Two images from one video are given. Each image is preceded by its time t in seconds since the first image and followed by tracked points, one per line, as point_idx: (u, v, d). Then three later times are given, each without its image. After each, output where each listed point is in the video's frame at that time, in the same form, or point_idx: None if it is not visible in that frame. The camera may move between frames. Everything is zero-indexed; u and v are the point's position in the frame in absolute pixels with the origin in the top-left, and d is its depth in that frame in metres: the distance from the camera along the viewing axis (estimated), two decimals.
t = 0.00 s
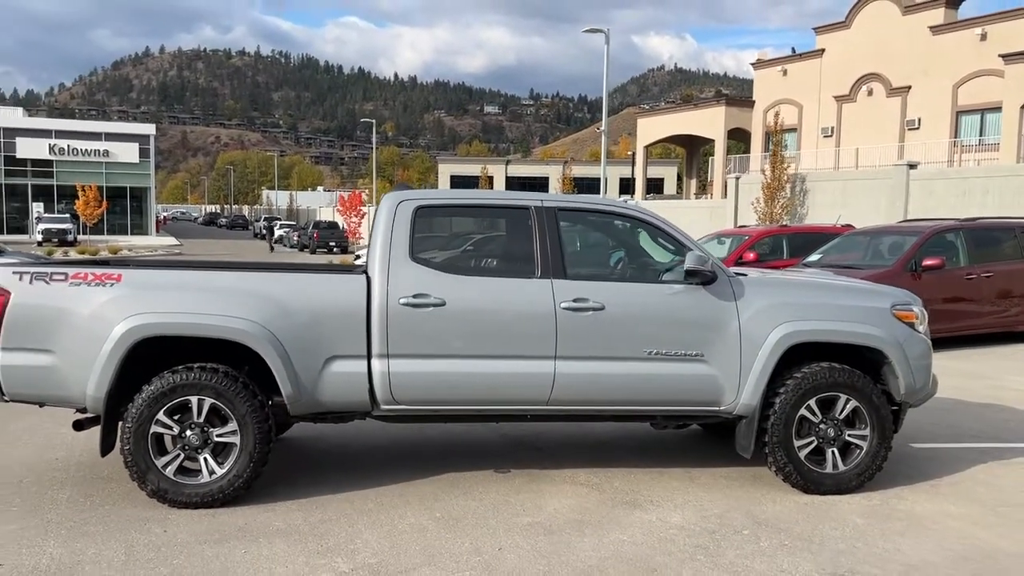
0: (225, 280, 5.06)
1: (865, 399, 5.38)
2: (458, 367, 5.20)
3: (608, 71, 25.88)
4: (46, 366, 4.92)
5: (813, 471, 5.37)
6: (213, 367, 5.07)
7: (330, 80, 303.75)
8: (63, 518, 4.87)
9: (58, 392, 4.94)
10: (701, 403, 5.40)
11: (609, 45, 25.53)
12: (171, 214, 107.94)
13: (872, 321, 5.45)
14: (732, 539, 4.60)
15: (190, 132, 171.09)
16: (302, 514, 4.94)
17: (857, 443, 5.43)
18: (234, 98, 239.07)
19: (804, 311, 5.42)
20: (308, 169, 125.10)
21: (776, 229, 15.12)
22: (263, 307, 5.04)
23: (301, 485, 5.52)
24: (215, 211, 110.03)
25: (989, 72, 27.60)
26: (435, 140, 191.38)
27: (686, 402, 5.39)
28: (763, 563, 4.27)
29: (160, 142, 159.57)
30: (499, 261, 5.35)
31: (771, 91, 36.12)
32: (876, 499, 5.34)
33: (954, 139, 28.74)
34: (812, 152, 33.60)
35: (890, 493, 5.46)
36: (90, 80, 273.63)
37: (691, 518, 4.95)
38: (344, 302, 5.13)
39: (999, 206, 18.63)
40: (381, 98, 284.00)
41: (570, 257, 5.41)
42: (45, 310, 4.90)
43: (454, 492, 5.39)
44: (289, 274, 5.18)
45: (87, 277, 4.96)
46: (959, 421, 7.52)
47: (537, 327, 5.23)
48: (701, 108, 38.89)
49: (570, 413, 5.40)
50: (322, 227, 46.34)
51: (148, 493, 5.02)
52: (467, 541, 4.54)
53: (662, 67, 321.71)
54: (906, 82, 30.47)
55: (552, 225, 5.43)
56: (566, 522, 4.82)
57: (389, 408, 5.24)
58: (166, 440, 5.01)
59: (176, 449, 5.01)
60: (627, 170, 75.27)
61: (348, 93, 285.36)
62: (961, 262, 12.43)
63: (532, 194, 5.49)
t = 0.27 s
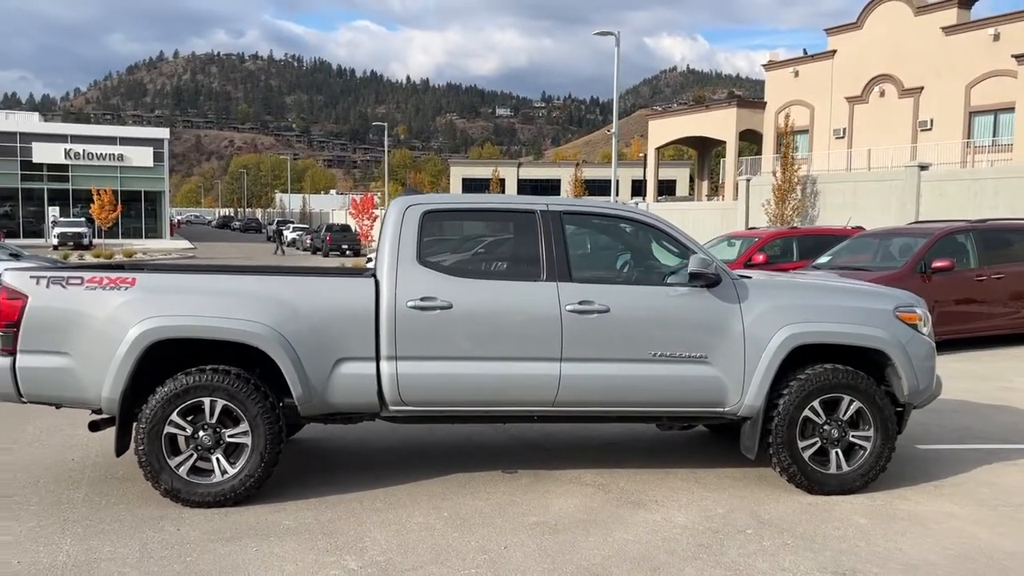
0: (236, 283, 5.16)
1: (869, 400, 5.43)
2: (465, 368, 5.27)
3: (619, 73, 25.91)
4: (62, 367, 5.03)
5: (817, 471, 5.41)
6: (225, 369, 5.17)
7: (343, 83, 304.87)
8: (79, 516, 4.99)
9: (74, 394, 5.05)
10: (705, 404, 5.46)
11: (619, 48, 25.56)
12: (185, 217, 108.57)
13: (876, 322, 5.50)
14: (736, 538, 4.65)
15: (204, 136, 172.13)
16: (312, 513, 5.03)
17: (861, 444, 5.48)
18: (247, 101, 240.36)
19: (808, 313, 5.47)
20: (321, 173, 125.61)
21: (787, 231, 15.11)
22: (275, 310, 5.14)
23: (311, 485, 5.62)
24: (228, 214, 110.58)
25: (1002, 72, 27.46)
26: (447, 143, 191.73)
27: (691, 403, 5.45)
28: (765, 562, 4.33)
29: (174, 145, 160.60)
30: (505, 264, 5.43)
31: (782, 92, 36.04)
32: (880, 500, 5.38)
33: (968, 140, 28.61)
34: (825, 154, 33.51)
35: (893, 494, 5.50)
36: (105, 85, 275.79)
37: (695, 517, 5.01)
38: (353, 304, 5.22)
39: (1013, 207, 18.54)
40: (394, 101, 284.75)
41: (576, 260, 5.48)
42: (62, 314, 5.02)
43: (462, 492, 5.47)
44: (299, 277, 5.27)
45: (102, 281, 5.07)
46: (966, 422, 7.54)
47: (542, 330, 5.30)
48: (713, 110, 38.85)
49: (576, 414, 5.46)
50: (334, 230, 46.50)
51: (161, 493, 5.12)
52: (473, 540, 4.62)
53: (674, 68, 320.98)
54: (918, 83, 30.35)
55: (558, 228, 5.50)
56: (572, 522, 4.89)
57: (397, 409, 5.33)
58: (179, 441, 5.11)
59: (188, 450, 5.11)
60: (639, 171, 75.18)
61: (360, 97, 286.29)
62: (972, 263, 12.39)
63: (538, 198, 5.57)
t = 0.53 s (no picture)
0: (250, 284, 5.23)
1: (878, 399, 5.44)
2: (476, 368, 5.33)
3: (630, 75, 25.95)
4: (80, 367, 5.12)
5: (826, 470, 5.43)
6: (239, 369, 5.24)
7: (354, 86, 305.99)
8: (96, 514, 5.07)
9: (91, 393, 5.14)
10: (714, 403, 5.49)
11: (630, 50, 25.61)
12: (199, 220, 109.23)
13: (884, 322, 5.52)
14: (745, 536, 4.68)
15: (218, 139, 173.15)
16: (325, 511, 5.09)
17: (870, 443, 5.50)
18: (260, 105, 241.62)
19: (817, 313, 5.49)
20: (333, 175, 126.09)
21: (798, 232, 15.09)
22: (288, 310, 5.21)
23: (324, 484, 5.68)
24: (241, 217, 111.17)
25: (1016, 71, 27.30)
26: (459, 146, 192.07)
27: (700, 403, 5.48)
28: (774, 559, 4.36)
29: (188, 149, 161.66)
30: (515, 265, 5.48)
31: (794, 93, 35.95)
32: (890, 499, 5.40)
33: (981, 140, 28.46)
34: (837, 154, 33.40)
35: (903, 493, 5.50)
36: (120, 90, 277.86)
37: (705, 516, 5.04)
38: (365, 305, 5.28)
39: None
40: (405, 104, 285.49)
41: (585, 261, 5.52)
42: (79, 315, 5.11)
43: (473, 490, 5.52)
44: (312, 279, 5.34)
45: (119, 282, 5.16)
46: (977, 422, 7.53)
47: (552, 329, 5.34)
48: (725, 111, 38.80)
49: (585, 413, 5.51)
50: (347, 233, 46.66)
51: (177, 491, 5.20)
52: (484, 538, 4.67)
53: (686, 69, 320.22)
54: (931, 83, 30.21)
55: (567, 229, 5.55)
56: (582, 520, 4.93)
57: (408, 408, 5.39)
58: (193, 440, 5.19)
59: (203, 449, 5.19)
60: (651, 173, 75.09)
61: (372, 99, 287.17)
62: (984, 264, 12.33)
63: (547, 199, 5.61)
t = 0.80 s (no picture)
0: (257, 285, 5.28)
1: (882, 399, 5.46)
2: (481, 367, 5.36)
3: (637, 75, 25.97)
4: (91, 367, 5.18)
5: (831, 470, 5.45)
6: (248, 369, 5.30)
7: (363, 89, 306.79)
8: (108, 512, 5.13)
9: (101, 393, 5.20)
10: (719, 403, 5.52)
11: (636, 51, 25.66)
12: (208, 223, 109.70)
13: (890, 322, 5.55)
14: (749, 535, 4.71)
15: (227, 143, 173.85)
16: (332, 510, 5.13)
17: (875, 442, 5.51)
18: (269, 108, 242.52)
19: (821, 312, 5.52)
20: (342, 178, 126.42)
21: (806, 233, 15.08)
22: (295, 311, 5.26)
23: (332, 483, 5.74)
24: (251, 220, 111.55)
25: None
26: (467, 148, 192.27)
27: (705, 403, 5.51)
28: (778, 557, 4.39)
29: (198, 152, 162.42)
30: (520, 266, 5.52)
31: (802, 94, 35.91)
32: (894, 498, 5.41)
33: (990, 140, 28.35)
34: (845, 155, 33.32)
35: (907, 493, 5.52)
36: (129, 93, 279.45)
37: (709, 514, 5.06)
38: (372, 306, 5.33)
39: None
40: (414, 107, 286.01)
41: (590, 262, 5.56)
42: (90, 316, 5.17)
43: (479, 489, 5.57)
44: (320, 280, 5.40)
45: (129, 283, 5.22)
46: (984, 422, 7.52)
47: (558, 329, 5.38)
48: (733, 112, 38.77)
49: (591, 413, 5.54)
50: (355, 235, 46.77)
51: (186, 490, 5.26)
52: (490, 536, 4.71)
53: (694, 70, 319.68)
54: (940, 83, 30.13)
55: (572, 231, 5.59)
56: (587, 518, 4.96)
57: (415, 408, 5.43)
58: (203, 439, 5.24)
59: (212, 448, 5.24)
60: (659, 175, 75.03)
61: (380, 102, 287.81)
62: (992, 265, 12.30)
63: (553, 200, 5.66)
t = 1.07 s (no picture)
0: (262, 289, 5.32)
1: (885, 402, 5.46)
2: (484, 370, 5.38)
3: (643, 77, 25.98)
4: (97, 370, 5.22)
5: (834, 473, 5.45)
6: (253, 372, 5.33)
7: (370, 91, 307.29)
8: (113, 514, 5.17)
9: (107, 395, 5.24)
10: (722, 407, 5.52)
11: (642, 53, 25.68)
12: (216, 225, 110.04)
13: (893, 326, 5.55)
14: (751, 538, 4.72)
15: (235, 145, 174.43)
16: (336, 512, 5.16)
17: (878, 446, 5.51)
18: (276, 110, 243.19)
19: (824, 316, 5.53)
20: (349, 180, 126.64)
21: (811, 235, 15.08)
22: (299, 315, 5.29)
23: (336, 485, 5.76)
24: (258, 222, 111.84)
25: None
26: (474, 150, 192.42)
27: (708, 406, 5.52)
28: (780, 560, 4.40)
29: (206, 154, 162.96)
30: (523, 270, 5.54)
31: (808, 96, 35.88)
32: (897, 502, 5.41)
33: (998, 142, 28.26)
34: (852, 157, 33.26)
35: (910, 497, 5.52)
36: (138, 96, 280.59)
37: (712, 518, 5.07)
38: (376, 309, 5.36)
39: None
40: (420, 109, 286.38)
41: (593, 266, 5.58)
42: (96, 319, 5.21)
43: (482, 492, 5.59)
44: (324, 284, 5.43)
45: (135, 287, 5.26)
46: (989, 426, 7.51)
47: (561, 333, 5.40)
48: (739, 114, 38.75)
49: (594, 416, 5.55)
50: (362, 237, 46.87)
51: (192, 492, 5.29)
52: (492, 538, 4.73)
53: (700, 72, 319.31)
54: (947, 85, 30.04)
55: (575, 234, 5.61)
56: (590, 522, 4.98)
57: (418, 411, 5.46)
58: (208, 441, 5.28)
59: (217, 450, 5.28)
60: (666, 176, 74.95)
61: (387, 104, 288.29)
62: (998, 267, 12.28)
63: (556, 203, 5.68)
